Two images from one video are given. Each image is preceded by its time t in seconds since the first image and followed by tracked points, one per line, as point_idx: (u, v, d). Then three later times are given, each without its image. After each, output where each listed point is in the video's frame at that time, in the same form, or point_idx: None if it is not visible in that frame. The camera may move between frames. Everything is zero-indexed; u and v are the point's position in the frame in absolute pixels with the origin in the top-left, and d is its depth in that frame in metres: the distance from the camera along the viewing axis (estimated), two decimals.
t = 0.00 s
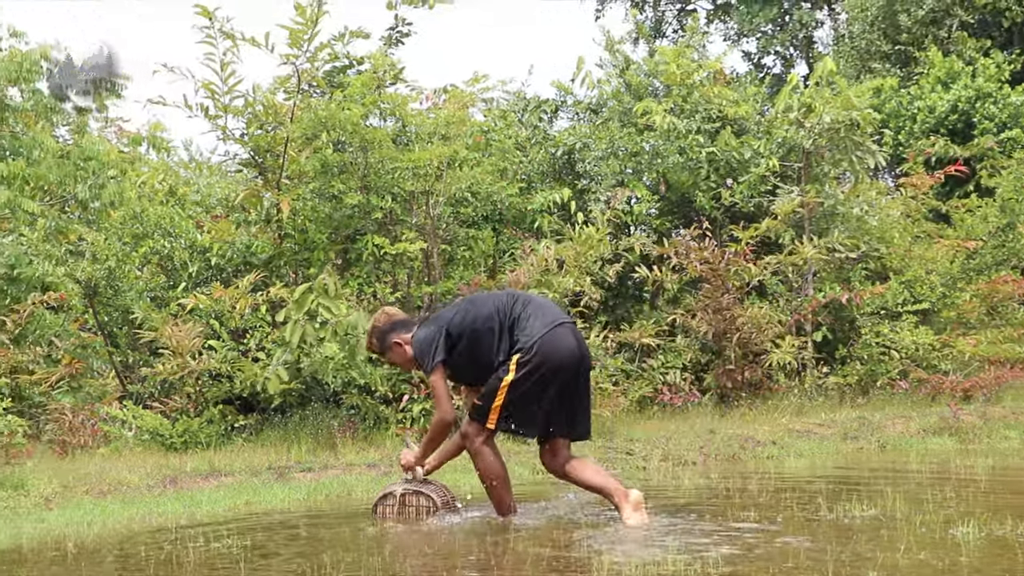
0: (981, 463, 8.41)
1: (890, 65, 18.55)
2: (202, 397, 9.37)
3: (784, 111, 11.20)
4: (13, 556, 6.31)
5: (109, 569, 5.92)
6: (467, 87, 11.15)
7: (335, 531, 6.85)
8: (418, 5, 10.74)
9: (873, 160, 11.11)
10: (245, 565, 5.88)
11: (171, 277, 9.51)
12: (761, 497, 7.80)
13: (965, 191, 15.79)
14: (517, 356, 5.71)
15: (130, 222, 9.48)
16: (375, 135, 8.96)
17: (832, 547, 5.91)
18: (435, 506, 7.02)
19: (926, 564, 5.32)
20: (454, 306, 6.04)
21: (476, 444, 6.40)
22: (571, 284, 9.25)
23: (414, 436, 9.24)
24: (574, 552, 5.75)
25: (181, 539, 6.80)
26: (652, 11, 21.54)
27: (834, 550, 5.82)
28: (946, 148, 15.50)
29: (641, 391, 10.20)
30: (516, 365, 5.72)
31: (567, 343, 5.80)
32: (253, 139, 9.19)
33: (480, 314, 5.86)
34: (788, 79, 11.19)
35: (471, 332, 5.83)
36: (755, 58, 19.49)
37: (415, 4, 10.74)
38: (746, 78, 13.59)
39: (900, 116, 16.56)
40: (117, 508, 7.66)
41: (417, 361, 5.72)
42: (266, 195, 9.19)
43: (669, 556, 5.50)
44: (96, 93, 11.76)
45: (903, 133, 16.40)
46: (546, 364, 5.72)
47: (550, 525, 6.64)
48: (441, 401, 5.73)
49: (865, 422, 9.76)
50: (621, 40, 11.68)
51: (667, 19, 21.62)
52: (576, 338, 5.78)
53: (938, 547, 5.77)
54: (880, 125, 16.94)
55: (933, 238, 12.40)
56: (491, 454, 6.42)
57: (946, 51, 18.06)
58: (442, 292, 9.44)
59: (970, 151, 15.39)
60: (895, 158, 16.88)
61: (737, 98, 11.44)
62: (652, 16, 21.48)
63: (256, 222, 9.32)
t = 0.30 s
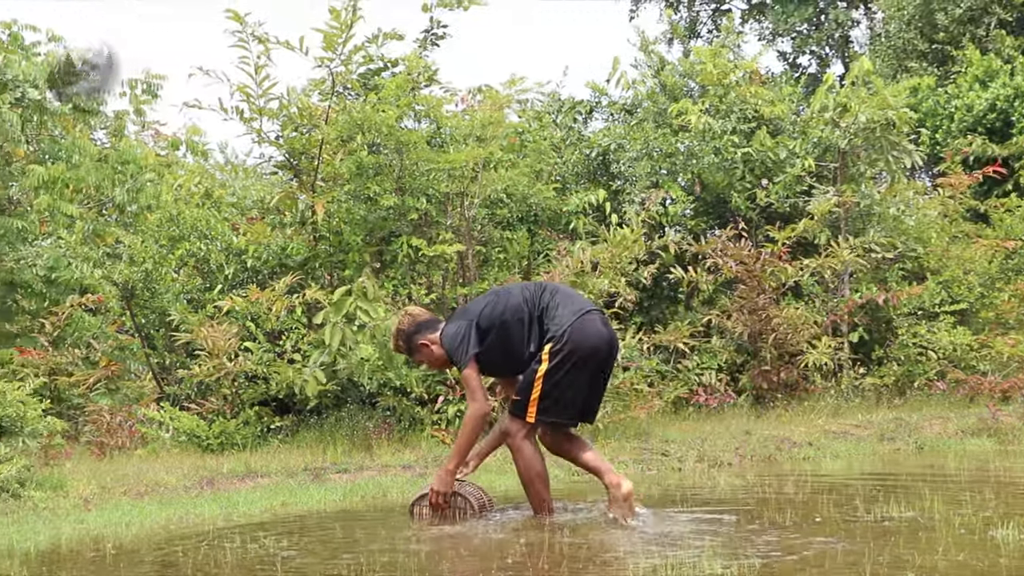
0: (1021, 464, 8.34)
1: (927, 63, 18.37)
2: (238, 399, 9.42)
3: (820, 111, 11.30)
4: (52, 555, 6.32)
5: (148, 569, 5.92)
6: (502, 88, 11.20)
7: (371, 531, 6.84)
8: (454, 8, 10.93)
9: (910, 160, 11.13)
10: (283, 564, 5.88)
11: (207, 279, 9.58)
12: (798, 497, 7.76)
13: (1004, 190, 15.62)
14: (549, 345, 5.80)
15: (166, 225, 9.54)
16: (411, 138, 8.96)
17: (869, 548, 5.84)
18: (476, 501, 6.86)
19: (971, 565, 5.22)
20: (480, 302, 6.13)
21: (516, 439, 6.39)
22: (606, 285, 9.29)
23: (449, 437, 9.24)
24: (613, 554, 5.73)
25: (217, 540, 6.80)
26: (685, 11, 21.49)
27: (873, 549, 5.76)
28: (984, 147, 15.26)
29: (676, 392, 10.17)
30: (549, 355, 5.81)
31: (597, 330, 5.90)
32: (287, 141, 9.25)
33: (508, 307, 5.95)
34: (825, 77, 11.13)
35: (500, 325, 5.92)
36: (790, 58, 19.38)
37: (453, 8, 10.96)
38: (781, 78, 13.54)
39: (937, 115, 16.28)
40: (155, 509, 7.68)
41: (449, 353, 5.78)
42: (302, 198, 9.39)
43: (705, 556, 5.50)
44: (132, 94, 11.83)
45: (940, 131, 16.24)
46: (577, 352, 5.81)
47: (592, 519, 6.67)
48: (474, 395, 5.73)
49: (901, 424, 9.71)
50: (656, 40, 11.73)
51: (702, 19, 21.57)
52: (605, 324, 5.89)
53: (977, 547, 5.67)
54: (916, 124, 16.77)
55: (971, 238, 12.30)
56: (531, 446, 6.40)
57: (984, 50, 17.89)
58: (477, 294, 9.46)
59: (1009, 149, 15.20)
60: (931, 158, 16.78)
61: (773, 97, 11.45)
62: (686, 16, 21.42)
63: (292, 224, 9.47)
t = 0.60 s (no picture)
0: None
1: (955, 61, 18.21)
2: (265, 399, 9.48)
3: (847, 110, 11.31)
4: (81, 554, 6.30)
5: (176, 567, 5.87)
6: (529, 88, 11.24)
7: (399, 527, 6.77)
8: (482, 9, 11.29)
9: (939, 158, 11.13)
10: (306, 561, 5.85)
11: (234, 279, 9.65)
12: (825, 497, 7.69)
13: None
14: (583, 344, 5.75)
15: (194, 225, 9.60)
16: (437, 137, 8.97)
17: (898, 548, 5.66)
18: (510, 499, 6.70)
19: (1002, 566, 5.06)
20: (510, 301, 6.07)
21: (545, 438, 6.11)
22: (632, 286, 9.31)
23: (475, 437, 9.25)
24: (637, 548, 5.70)
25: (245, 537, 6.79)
26: (711, 11, 21.48)
27: (903, 548, 5.64)
28: (1014, 145, 14.92)
29: (703, 392, 10.22)
30: (582, 354, 5.76)
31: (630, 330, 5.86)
32: (315, 141, 9.30)
33: (539, 307, 5.90)
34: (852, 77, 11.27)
35: (533, 325, 5.87)
36: (817, 57, 19.30)
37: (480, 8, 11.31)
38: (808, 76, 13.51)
39: (966, 113, 16.11)
40: (182, 508, 7.67)
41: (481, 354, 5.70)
42: (328, 198, 9.35)
43: (732, 556, 5.42)
44: (159, 96, 11.91)
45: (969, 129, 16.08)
46: (611, 352, 5.76)
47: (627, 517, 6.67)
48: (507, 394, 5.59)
49: (929, 424, 9.67)
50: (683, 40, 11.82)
51: (728, 18, 21.56)
52: (637, 324, 5.86)
53: (1008, 547, 5.49)
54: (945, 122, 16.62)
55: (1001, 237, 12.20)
56: (560, 446, 6.12)
57: (1013, 48, 17.73)
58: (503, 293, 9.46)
59: None
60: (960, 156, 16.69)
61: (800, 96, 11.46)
62: (712, 15, 21.40)
63: (319, 224, 9.45)
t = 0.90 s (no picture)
0: None
1: (972, 60, 18.16)
2: (281, 398, 9.51)
3: (864, 109, 11.39)
4: (98, 554, 6.26)
5: (193, 565, 5.81)
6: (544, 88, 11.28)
7: (416, 524, 6.71)
8: (499, 9, 11.35)
9: (956, 157, 11.18)
10: (321, 560, 5.76)
11: (250, 279, 9.76)
12: (841, 495, 7.63)
13: None
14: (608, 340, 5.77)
15: (210, 225, 9.67)
16: (452, 136, 8.97)
17: (913, 548, 5.54)
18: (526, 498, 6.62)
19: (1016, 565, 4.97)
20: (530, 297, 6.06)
21: (567, 433, 5.98)
22: (648, 285, 9.34)
23: (491, 436, 9.23)
24: (653, 547, 5.67)
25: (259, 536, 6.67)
26: (727, 10, 21.48)
27: (919, 547, 5.57)
28: None
29: (719, 391, 10.23)
30: (608, 351, 5.79)
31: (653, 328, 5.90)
32: (331, 141, 9.32)
33: (564, 303, 5.92)
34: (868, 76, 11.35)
35: (557, 320, 5.87)
36: (832, 55, 19.27)
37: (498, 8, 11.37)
38: (824, 75, 13.52)
39: (982, 112, 16.05)
40: (198, 507, 7.65)
41: (508, 348, 5.66)
42: (343, 198, 9.34)
43: (748, 555, 5.34)
44: (177, 96, 11.94)
45: (985, 128, 16.04)
46: (636, 348, 5.79)
47: (642, 514, 6.75)
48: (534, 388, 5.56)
49: (946, 423, 9.67)
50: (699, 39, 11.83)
51: (743, 17, 21.59)
52: (661, 322, 5.90)
53: None
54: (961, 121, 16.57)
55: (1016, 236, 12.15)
56: (583, 443, 5.98)
57: None
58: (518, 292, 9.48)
59: None
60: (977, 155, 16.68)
61: (816, 95, 11.49)
62: (728, 14, 21.39)
63: (333, 224, 9.45)
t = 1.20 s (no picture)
0: None
1: (985, 59, 18.14)
2: (293, 397, 9.56)
3: (877, 108, 11.45)
4: (111, 552, 6.26)
5: (206, 564, 5.78)
6: (556, 87, 11.31)
7: (429, 522, 6.69)
8: (512, 9, 11.39)
9: (968, 156, 11.17)
10: (336, 558, 5.72)
11: (262, 278, 9.82)
12: (854, 493, 7.62)
13: None
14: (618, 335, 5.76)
15: (222, 224, 9.77)
16: (465, 135, 9.01)
17: (926, 547, 5.52)
18: (536, 488, 6.40)
19: None
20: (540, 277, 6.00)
21: (573, 428, 6.01)
22: (660, 283, 9.33)
23: (502, 435, 9.20)
24: (666, 545, 5.63)
25: (271, 534, 6.64)
26: (740, 9, 21.50)
27: (933, 545, 5.55)
28: None
29: (731, 390, 10.30)
30: (617, 345, 5.78)
31: (661, 322, 5.90)
32: (344, 141, 9.32)
33: (575, 289, 5.88)
34: (883, 75, 11.35)
35: (567, 308, 5.84)
36: (844, 54, 19.26)
37: (511, 8, 11.41)
38: (836, 74, 13.56)
39: (995, 111, 16.04)
40: (211, 506, 7.64)
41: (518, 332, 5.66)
42: (357, 196, 9.43)
43: (759, 555, 5.30)
44: (189, 94, 11.92)
45: (998, 127, 16.02)
46: (644, 344, 5.81)
47: (658, 514, 6.74)
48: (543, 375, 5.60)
49: (958, 422, 9.68)
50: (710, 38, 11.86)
51: (755, 16, 21.62)
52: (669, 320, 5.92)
53: None
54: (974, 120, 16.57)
55: None
56: (590, 438, 6.01)
57: None
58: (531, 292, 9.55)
59: None
60: (990, 154, 16.65)
61: (829, 94, 11.52)
62: (740, 13, 21.40)
63: (346, 223, 9.55)
